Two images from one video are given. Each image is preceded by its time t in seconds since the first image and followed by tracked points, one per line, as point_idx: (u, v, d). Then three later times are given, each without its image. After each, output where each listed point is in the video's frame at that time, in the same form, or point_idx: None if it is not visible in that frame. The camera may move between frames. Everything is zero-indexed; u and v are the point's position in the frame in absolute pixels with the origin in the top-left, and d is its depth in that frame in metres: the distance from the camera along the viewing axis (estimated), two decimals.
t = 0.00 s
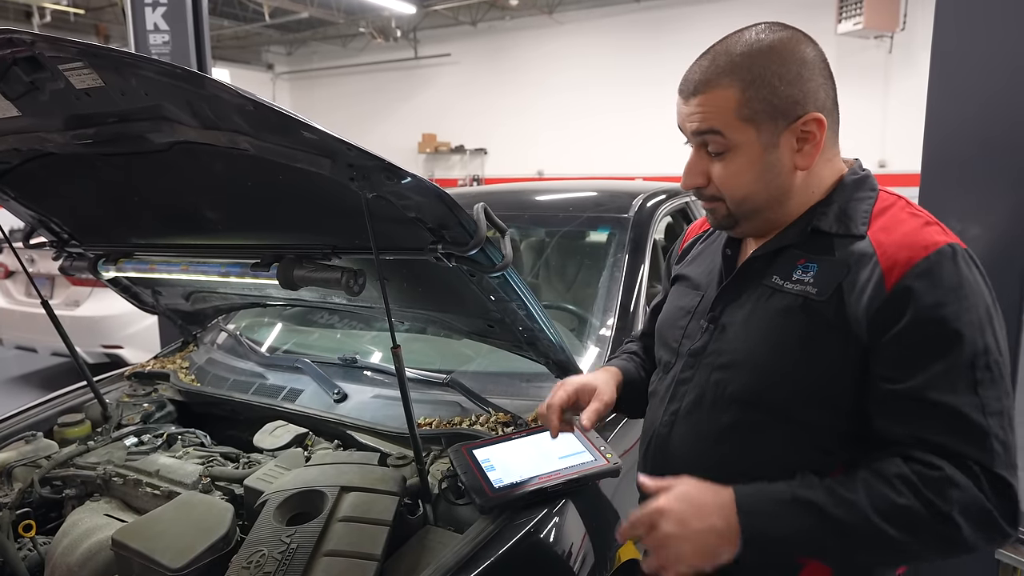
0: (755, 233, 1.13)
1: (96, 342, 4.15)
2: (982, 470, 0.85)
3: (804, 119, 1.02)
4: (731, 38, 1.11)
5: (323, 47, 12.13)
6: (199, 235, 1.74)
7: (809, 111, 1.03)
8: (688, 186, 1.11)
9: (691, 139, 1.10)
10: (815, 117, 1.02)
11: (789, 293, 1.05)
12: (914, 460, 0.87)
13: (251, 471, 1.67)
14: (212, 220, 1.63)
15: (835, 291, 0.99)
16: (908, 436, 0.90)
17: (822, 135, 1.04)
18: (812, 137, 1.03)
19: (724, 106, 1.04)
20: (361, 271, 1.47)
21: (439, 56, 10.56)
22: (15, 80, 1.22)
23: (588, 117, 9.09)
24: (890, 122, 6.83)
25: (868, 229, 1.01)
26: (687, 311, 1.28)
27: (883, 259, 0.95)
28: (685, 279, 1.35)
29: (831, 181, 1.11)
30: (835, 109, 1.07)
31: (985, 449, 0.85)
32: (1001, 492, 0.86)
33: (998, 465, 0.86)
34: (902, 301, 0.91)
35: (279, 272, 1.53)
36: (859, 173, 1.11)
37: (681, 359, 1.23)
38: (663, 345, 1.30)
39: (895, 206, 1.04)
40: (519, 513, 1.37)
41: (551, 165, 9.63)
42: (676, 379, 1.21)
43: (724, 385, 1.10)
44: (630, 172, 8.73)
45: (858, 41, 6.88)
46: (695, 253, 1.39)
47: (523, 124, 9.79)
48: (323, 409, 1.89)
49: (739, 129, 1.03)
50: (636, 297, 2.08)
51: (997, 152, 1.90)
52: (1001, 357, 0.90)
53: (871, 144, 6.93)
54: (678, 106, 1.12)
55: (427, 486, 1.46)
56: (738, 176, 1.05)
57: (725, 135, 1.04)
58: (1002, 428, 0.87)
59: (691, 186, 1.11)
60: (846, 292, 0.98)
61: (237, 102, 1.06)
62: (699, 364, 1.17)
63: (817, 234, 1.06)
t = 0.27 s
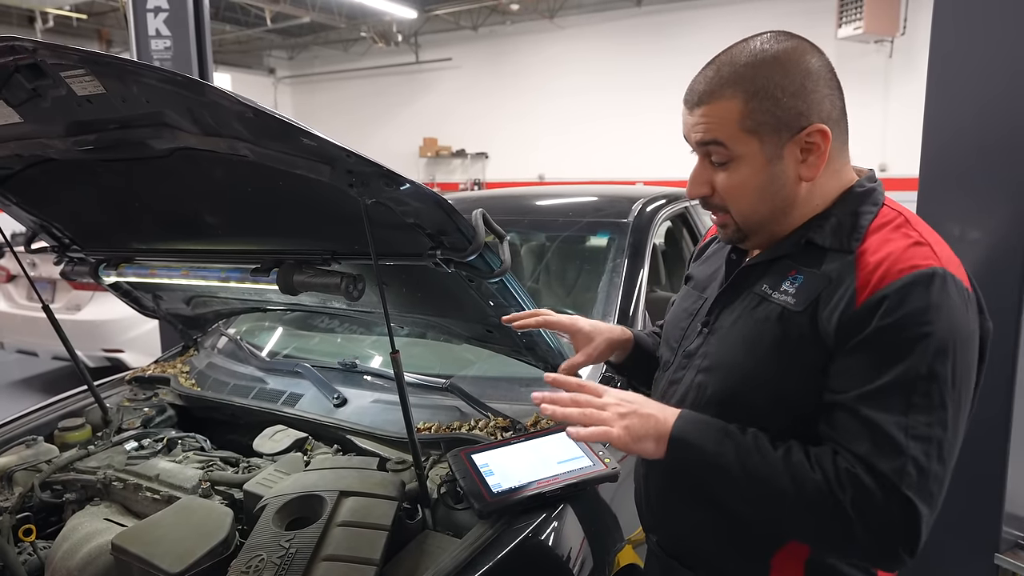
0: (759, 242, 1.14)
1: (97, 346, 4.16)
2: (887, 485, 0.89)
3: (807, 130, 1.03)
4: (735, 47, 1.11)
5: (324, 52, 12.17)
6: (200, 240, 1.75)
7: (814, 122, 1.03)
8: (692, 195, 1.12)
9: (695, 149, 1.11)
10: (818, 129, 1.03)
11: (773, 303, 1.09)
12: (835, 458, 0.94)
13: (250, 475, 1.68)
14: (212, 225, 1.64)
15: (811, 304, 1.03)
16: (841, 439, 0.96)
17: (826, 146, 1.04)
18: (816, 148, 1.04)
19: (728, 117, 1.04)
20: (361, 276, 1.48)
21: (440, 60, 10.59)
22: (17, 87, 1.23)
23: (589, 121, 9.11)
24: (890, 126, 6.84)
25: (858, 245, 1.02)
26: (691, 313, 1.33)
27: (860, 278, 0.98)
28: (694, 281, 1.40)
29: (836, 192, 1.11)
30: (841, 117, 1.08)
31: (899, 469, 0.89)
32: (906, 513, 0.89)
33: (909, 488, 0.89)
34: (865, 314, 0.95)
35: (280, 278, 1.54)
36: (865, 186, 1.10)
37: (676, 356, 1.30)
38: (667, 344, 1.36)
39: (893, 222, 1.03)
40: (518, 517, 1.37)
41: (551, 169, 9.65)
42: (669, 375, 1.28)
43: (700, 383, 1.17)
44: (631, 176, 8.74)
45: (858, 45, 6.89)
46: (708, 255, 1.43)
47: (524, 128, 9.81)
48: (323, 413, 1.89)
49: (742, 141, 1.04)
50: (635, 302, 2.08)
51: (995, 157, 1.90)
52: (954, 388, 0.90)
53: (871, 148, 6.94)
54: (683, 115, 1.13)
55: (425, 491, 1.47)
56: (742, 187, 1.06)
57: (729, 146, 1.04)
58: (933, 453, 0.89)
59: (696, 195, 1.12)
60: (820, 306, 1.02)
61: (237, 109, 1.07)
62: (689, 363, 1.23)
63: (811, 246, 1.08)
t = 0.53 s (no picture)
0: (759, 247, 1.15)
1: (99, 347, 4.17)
2: (860, 501, 0.90)
3: (801, 135, 1.03)
4: (730, 55, 1.12)
5: (326, 53, 12.19)
6: (202, 243, 1.75)
7: (806, 126, 1.04)
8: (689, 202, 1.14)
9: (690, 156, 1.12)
10: (811, 133, 1.03)
11: (763, 312, 1.10)
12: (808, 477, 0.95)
13: (251, 478, 1.68)
14: (214, 228, 1.65)
15: (796, 316, 1.05)
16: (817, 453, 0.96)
17: (821, 150, 1.04)
18: (809, 152, 1.04)
19: (719, 124, 1.05)
20: (362, 281, 1.49)
21: (441, 62, 10.60)
22: (21, 93, 1.24)
23: (590, 122, 9.12)
24: (892, 127, 6.84)
25: (847, 257, 1.03)
26: (695, 318, 1.35)
27: (842, 292, 0.99)
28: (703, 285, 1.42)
29: (833, 196, 1.10)
30: (837, 122, 1.08)
31: (872, 485, 0.89)
32: (878, 530, 0.89)
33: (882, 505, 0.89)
34: (846, 328, 0.96)
35: (279, 281, 1.54)
36: (864, 196, 1.10)
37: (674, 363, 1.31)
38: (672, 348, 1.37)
39: (887, 233, 1.03)
40: (518, 521, 1.38)
41: (553, 170, 9.65)
42: (665, 381, 1.30)
43: (690, 393, 1.18)
44: (632, 177, 8.74)
45: (859, 46, 6.89)
46: (718, 260, 1.45)
47: (525, 130, 9.81)
48: (324, 416, 1.90)
49: (735, 146, 1.05)
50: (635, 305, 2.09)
51: (995, 160, 1.90)
52: (932, 406, 0.90)
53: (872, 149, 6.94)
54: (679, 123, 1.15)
55: (426, 494, 1.48)
56: (735, 193, 1.07)
57: (721, 153, 1.06)
58: (908, 470, 0.89)
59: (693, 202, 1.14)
60: (806, 317, 1.03)
61: (239, 115, 1.08)
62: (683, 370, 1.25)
63: (804, 255, 1.09)
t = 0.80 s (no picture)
0: (771, 255, 1.14)
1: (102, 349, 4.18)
2: (859, 504, 0.90)
3: (801, 141, 1.03)
4: (726, 69, 1.12)
5: (328, 54, 12.21)
6: (204, 248, 1.76)
7: (807, 132, 1.03)
8: (697, 215, 1.14)
9: (693, 170, 1.12)
10: (812, 139, 1.03)
11: (774, 319, 1.10)
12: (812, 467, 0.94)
13: (254, 483, 1.69)
14: (217, 233, 1.65)
15: (806, 320, 1.05)
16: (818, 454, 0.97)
17: (824, 155, 1.04)
18: (812, 158, 1.04)
19: (720, 137, 1.06)
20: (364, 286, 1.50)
21: (443, 63, 10.60)
22: (25, 100, 1.25)
23: (593, 124, 9.12)
24: (895, 129, 6.83)
25: (859, 262, 1.03)
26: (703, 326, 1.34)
27: (854, 296, 0.99)
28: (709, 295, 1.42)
29: (840, 201, 1.10)
30: (838, 127, 1.07)
31: (872, 489, 0.90)
32: (876, 532, 0.90)
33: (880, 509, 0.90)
34: (855, 331, 0.96)
35: (283, 286, 1.55)
36: (875, 204, 1.10)
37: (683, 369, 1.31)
38: (679, 356, 1.37)
39: (900, 241, 1.03)
40: (519, 527, 1.38)
41: (555, 171, 9.65)
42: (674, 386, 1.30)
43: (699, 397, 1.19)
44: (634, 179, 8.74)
45: (862, 48, 6.88)
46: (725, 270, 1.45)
47: (528, 131, 9.82)
48: (326, 421, 1.90)
49: (736, 159, 1.05)
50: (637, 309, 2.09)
51: (999, 164, 1.90)
52: (936, 415, 0.90)
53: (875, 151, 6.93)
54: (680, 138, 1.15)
55: (428, 499, 1.48)
56: (741, 204, 1.07)
57: (724, 165, 1.06)
58: (907, 476, 0.90)
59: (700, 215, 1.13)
60: (816, 322, 1.03)
61: (241, 123, 1.08)
62: (692, 375, 1.25)
63: (814, 263, 1.09)
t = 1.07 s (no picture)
0: (777, 250, 1.15)
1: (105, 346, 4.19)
2: (900, 504, 0.89)
3: (820, 134, 1.04)
4: (743, 61, 1.12)
5: (330, 52, 12.21)
6: (207, 246, 1.76)
7: (826, 126, 1.04)
8: (708, 205, 1.13)
9: (708, 159, 1.12)
10: (831, 132, 1.04)
11: (787, 317, 1.09)
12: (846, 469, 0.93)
13: (257, 480, 1.70)
14: (220, 231, 1.66)
15: (823, 319, 1.03)
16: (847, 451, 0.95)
17: (840, 150, 1.05)
18: (829, 152, 1.04)
19: (739, 124, 1.05)
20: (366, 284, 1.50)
21: (446, 61, 10.60)
22: (29, 98, 1.25)
23: (595, 122, 9.11)
24: (898, 127, 6.81)
25: (871, 259, 1.02)
26: (707, 325, 1.34)
27: (871, 293, 0.98)
28: (711, 294, 1.41)
29: (849, 199, 1.11)
30: (852, 124, 1.08)
31: (913, 488, 0.89)
32: (922, 531, 0.89)
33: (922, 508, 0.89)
34: (875, 330, 0.95)
35: (286, 284, 1.55)
36: (881, 201, 1.10)
37: (688, 370, 1.30)
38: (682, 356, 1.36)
39: (909, 236, 1.04)
40: (521, 524, 1.38)
41: (557, 169, 9.64)
42: (680, 389, 1.29)
43: (711, 399, 1.17)
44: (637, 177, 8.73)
45: (864, 46, 6.87)
46: (727, 269, 1.44)
47: (530, 129, 9.82)
48: (329, 418, 1.91)
49: (755, 147, 1.05)
50: (639, 307, 2.09)
51: (1001, 162, 1.90)
52: (966, 411, 0.89)
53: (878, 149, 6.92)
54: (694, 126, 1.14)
55: (431, 496, 1.49)
56: (756, 194, 1.07)
57: (741, 152, 1.05)
58: (947, 472, 0.89)
59: (711, 205, 1.13)
60: (833, 321, 1.02)
61: (244, 121, 1.09)
62: (701, 376, 1.24)
63: (824, 260, 1.09)
